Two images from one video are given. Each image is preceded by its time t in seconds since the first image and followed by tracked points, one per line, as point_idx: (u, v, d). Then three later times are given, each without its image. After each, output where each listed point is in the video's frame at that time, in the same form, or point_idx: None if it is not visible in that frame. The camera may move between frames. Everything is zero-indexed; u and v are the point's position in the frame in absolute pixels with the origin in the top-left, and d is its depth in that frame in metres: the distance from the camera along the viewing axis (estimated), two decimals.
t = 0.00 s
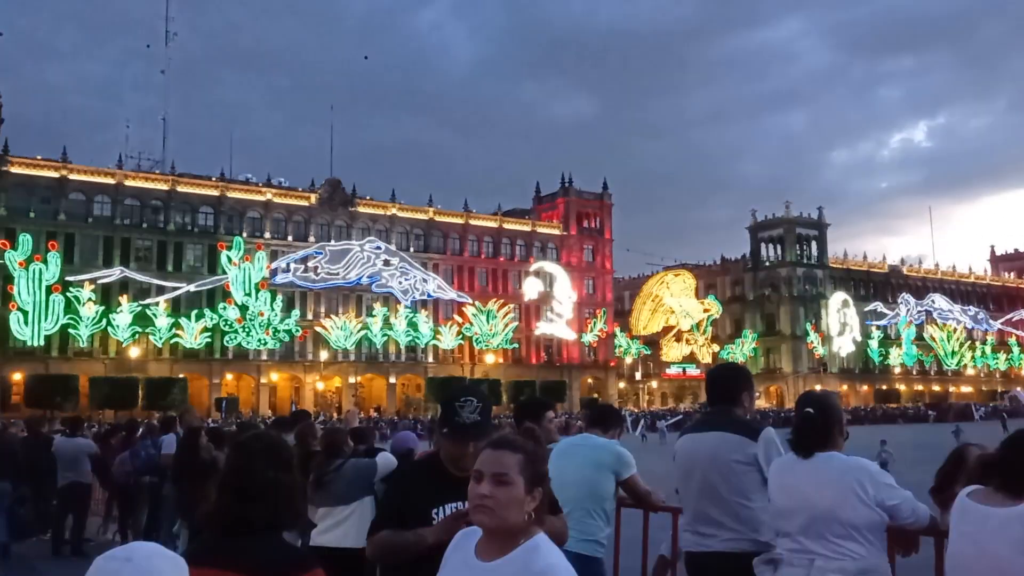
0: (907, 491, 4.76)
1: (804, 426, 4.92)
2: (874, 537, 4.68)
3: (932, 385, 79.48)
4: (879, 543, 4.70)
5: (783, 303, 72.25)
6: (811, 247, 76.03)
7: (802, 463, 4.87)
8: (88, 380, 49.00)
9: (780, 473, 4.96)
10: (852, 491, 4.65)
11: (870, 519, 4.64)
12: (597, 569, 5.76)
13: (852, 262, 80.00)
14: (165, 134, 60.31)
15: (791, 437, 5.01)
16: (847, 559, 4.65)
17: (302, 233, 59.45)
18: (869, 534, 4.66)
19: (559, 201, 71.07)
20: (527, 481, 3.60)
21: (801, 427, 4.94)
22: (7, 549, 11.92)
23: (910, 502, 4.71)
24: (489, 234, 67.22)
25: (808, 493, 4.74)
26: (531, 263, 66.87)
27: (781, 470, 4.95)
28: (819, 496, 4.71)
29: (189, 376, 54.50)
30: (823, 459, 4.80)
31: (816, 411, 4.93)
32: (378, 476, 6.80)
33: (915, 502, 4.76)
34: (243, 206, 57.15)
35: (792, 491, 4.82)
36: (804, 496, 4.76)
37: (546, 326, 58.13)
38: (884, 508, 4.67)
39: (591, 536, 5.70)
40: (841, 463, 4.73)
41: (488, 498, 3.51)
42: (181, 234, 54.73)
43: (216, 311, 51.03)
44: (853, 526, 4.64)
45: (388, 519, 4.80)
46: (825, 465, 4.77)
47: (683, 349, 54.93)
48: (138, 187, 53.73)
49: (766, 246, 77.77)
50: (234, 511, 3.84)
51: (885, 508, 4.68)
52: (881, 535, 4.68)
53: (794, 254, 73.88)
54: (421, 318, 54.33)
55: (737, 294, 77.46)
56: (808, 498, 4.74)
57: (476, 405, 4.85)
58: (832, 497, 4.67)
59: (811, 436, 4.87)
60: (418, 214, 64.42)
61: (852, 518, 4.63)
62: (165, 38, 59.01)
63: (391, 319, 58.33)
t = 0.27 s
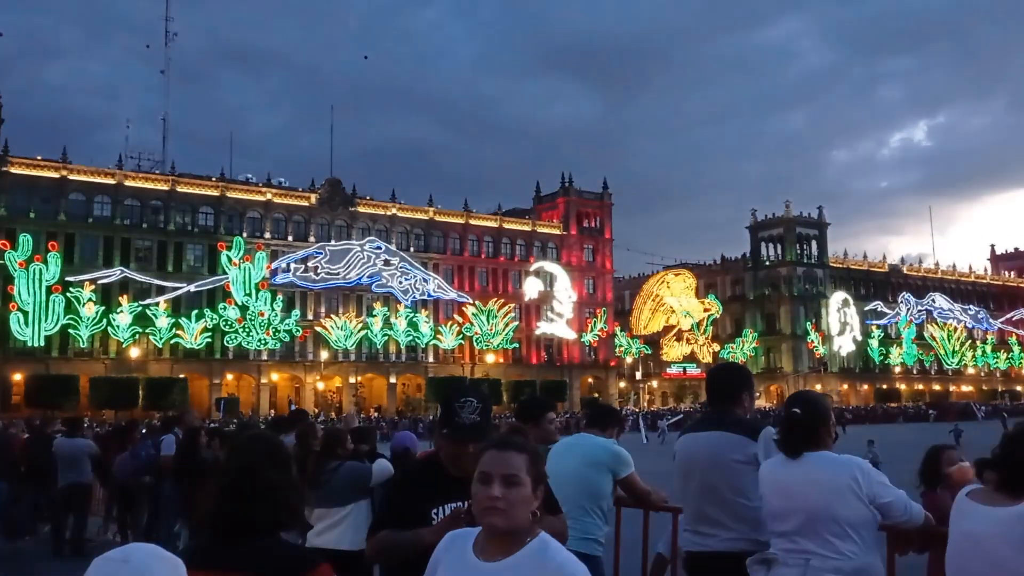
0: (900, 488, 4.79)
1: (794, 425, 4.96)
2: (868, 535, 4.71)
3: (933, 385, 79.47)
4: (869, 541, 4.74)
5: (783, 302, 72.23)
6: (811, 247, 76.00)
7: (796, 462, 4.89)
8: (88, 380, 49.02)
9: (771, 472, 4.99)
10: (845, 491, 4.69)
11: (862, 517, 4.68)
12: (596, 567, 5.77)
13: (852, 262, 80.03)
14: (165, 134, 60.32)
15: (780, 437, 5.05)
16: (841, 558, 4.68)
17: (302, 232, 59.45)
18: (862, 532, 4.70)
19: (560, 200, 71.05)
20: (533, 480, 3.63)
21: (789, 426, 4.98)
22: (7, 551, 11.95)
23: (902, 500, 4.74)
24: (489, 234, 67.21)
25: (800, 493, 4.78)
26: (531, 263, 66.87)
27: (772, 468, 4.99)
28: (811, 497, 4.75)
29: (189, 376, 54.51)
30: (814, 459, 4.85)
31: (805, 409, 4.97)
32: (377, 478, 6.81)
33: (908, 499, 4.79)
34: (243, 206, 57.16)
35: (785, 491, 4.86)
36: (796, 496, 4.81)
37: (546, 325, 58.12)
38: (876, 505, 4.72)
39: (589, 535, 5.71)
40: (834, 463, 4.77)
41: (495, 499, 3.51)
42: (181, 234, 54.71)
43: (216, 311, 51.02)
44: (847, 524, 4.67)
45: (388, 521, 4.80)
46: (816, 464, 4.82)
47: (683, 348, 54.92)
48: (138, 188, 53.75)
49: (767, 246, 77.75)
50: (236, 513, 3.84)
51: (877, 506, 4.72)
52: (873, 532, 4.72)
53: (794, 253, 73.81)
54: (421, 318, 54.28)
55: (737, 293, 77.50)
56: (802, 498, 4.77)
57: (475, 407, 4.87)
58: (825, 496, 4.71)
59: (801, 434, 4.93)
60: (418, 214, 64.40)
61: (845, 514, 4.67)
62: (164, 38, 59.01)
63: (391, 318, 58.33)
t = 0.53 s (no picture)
0: (893, 486, 4.86)
1: (786, 425, 5.04)
2: (862, 532, 4.79)
3: (932, 385, 79.59)
4: (864, 538, 4.81)
5: (782, 302, 72.32)
6: (810, 246, 76.09)
7: (787, 462, 4.96)
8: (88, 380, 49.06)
9: (765, 472, 5.06)
10: (839, 490, 4.76)
11: (855, 514, 4.76)
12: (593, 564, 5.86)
13: (852, 262, 80.15)
14: (164, 135, 60.36)
15: (770, 438, 5.12)
16: (837, 556, 4.76)
17: (302, 233, 59.51)
18: (856, 530, 4.77)
19: (559, 201, 71.11)
20: (541, 480, 3.71)
21: (780, 427, 5.05)
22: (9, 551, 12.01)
23: (895, 496, 4.83)
24: (489, 234, 67.27)
25: (793, 493, 4.85)
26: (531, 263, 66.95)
27: (765, 469, 5.05)
28: (805, 496, 4.82)
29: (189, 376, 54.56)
30: (807, 458, 4.92)
31: (795, 411, 5.04)
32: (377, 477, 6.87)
33: (900, 495, 4.87)
34: (243, 207, 57.23)
35: (777, 491, 4.92)
36: (791, 496, 4.87)
37: (545, 325, 58.20)
38: (869, 502, 4.79)
39: (586, 533, 5.82)
40: (827, 462, 4.84)
41: (501, 499, 3.58)
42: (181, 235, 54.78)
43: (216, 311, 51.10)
44: (843, 522, 4.75)
45: (390, 519, 4.87)
46: (808, 464, 4.89)
47: (683, 348, 55.01)
48: (138, 188, 53.83)
49: (766, 245, 77.85)
50: (233, 514, 3.91)
51: (869, 502, 4.79)
52: (866, 530, 4.80)
53: (793, 253, 73.90)
54: (421, 318, 54.35)
55: (736, 293, 77.60)
56: (795, 497, 4.84)
57: (473, 406, 4.90)
58: (818, 495, 4.78)
59: (793, 434, 5.01)
60: (418, 214, 64.45)
61: (839, 512, 4.74)
62: (164, 39, 59.07)
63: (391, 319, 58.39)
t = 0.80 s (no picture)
0: (895, 486, 4.64)
1: (791, 422, 4.84)
2: (863, 533, 4.57)
3: (935, 384, 79.22)
4: (864, 540, 4.59)
5: (784, 301, 72.00)
6: (812, 246, 75.77)
7: (790, 459, 4.76)
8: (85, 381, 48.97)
9: (766, 471, 4.86)
10: (840, 487, 4.55)
11: (857, 514, 4.54)
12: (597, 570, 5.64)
13: (854, 261, 79.82)
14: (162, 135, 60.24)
15: (777, 435, 4.92)
16: (833, 557, 4.54)
17: (300, 232, 59.31)
18: (857, 530, 4.56)
19: (560, 200, 70.89)
20: (548, 480, 3.51)
21: (787, 424, 4.85)
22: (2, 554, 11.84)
23: (895, 496, 4.61)
24: (489, 233, 67.07)
25: (792, 491, 4.65)
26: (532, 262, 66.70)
27: (767, 467, 4.85)
28: (803, 494, 4.62)
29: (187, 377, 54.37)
30: (809, 456, 4.71)
31: (802, 407, 4.84)
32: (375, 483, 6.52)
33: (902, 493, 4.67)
34: (241, 206, 57.07)
35: (779, 491, 4.72)
36: (790, 494, 4.67)
37: (546, 325, 57.94)
38: (869, 501, 4.57)
39: (588, 534, 5.60)
40: (828, 459, 4.64)
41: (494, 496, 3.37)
42: (179, 234, 54.61)
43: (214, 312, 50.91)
44: (842, 523, 4.54)
45: (386, 522, 4.67)
46: (809, 461, 4.68)
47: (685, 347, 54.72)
48: (136, 187, 53.69)
49: (768, 245, 77.55)
50: (238, 511, 3.66)
51: (869, 502, 4.57)
52: (867, 531, 4.58)
53: (795, 252, 73.58)
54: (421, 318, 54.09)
55: (738, 292, 77.33)
56: (794, 495, 4.64)
57: (471, 408, 4.73)
58: (816, 493, 4.58)
59: (798, 431, 4.81)
60: (417, 214, 64.26)
61: (837, 511, 4.53)
62: (162, 38, 58.96)
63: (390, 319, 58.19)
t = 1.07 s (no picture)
0: (898, 486, 4.65)
1: (798, 421, 4.83)
2: (863, 532, 4.58)
3: (935, 384, 79.27)
4: (864, 539, 4.60)
5: (784, 301, 72.00)
6: (812, 245, 75.78)
7: (795, 458, 4.76)
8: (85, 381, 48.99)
9: (769, 468, 4.86)
10: (841, 486, 4.56)
11: (857, 514, 4.55)
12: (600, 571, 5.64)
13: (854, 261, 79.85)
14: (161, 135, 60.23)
15: (783, 434, 4.92)
16: (832, 555, 4.55)
17: (300, 232, 59.32)
18: (857, 529, 4.57)
19: (560, 199, 70.89)
20: (549, 480, 3.50)
21: (795, 423, 4.85)
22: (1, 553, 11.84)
23: (899, 495, 4.61)
24: (489, 233, 67.07)
25: (795, 489, 4.65)
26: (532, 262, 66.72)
27: (770, 465, 4.86)
28: (805, 493, 4.62)
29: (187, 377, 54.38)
30: (814, 454, 4.71)
31: (811, 406, 4.84)
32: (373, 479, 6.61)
33: (905, 493, 4.67)
34: (242, 206, 57.09)
35: (781, 488, 4.72)
36: (792, 492, 4.67)
37: (546, 325, 57.95)
38: (871, 502, 4.58)
39: (591, 534, 5.61)
40: (832, 459, 4.64)
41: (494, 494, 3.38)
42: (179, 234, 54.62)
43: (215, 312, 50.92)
44: (843, 521, 4.55)
45: (385, 522, 4.68)
46: (814, 460, 4.69)
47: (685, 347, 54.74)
48: (135, 187, 53.69)
49: (768, 244, 77.56)
50: (233, 511, 3.66)
51: (871, 503, 4.57)
52: (868, 530, 4.58)
53: (795, 252, 73.58)
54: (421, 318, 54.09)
55: (738, 292, 77.35)
56: (796, 493, 4.65)
57: (470, 409, 4.73)
58: (818, 491, 4.59)
59: (805, 430, 4.81)
60: (417, 214, 64.27)
61: (839, 510, 4.54)
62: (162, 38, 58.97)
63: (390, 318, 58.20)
